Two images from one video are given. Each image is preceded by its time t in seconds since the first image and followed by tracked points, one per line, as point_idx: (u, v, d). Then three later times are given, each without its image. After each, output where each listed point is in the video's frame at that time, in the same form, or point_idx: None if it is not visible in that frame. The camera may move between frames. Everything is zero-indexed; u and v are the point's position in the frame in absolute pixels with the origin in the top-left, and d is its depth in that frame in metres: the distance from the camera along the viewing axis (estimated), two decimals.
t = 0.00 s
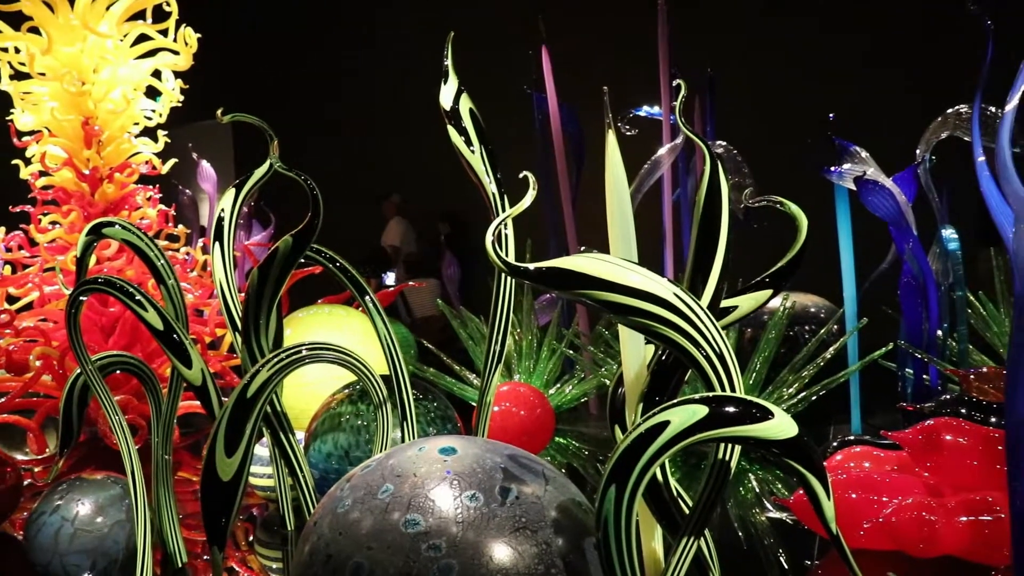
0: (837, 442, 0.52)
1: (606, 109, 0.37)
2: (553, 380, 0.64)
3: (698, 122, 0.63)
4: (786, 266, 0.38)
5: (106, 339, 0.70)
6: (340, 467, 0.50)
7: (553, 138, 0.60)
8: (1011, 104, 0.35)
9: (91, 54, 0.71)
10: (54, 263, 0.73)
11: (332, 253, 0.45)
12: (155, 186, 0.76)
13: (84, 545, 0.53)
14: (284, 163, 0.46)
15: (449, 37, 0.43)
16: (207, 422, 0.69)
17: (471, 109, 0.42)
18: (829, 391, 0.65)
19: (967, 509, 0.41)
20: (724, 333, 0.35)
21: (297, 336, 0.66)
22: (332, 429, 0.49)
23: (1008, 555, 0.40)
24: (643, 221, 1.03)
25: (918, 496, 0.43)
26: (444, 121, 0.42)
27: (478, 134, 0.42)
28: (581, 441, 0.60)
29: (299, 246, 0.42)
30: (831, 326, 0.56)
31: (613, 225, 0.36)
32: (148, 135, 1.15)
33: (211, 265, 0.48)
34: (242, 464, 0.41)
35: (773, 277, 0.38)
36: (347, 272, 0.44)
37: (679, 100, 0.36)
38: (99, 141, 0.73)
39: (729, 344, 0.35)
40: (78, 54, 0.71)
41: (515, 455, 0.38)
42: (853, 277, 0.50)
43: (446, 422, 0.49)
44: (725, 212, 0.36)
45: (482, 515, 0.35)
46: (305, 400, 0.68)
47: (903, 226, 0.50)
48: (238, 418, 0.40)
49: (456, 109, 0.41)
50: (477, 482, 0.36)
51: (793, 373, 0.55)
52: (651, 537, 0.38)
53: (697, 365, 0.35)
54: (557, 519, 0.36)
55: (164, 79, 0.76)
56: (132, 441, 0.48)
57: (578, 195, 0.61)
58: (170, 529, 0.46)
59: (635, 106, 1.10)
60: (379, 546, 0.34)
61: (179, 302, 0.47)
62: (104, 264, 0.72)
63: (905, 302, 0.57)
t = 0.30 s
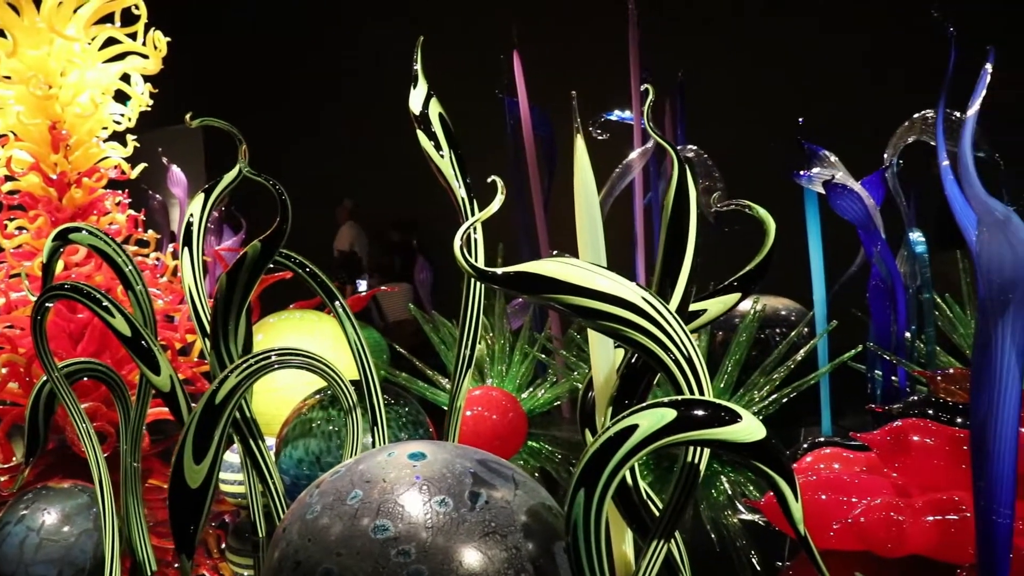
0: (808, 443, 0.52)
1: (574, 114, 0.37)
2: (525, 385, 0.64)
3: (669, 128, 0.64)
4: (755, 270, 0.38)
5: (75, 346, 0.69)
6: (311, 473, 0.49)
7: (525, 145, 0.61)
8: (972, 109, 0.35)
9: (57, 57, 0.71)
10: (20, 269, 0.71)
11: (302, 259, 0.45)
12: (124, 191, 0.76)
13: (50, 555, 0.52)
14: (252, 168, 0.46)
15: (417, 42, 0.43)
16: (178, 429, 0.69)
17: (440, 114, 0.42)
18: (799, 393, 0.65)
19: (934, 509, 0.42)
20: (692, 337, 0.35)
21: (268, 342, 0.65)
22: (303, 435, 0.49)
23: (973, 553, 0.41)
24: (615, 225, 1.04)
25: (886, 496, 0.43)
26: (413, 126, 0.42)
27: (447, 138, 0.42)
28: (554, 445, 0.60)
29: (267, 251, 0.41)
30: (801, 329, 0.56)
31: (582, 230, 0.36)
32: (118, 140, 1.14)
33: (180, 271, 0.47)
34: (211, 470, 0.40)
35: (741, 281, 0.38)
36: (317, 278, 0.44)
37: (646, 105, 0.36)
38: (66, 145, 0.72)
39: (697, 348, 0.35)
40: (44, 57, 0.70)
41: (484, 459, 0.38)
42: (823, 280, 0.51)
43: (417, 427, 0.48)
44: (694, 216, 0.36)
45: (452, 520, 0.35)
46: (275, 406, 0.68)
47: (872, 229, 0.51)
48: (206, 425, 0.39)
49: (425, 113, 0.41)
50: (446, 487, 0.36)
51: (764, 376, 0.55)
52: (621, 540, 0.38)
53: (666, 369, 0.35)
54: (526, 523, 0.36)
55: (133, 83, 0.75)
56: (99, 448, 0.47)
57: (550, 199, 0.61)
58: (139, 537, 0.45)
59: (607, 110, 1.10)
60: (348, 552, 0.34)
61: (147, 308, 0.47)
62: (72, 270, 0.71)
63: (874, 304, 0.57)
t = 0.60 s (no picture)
0: (776, 438, 0.53)
1: (541, 113, 0.38)
2: (497, 382, 0.64)
3: (638, 127, 0.64)
4: (722, 266, 0.38)
5: (41, 347, 0.68)
6: (282, 473, 0.49)
7: (495, 142, 0.60)
8: (934, 106, 0.35)
9: (19, 54, 0.70)
10: None
11: (270, 257, 0.44)
12: (90, 190, 0.76)
13: (15, 559, 0.51)
14: (219, 167, 0.46)
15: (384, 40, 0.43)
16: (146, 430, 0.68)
17: (408, 111, 0.42)
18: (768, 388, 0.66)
19: (900, 500, 0.42)
20: (660, 333, 0.35)
21: (238, 341, 0.65)
22: (273, 434, 0.49)
23: (937, 544, 0.41)
24: (587, 222, 1.04)
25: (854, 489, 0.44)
26: (381, 123, 0.42)
27: (415, 136, 0.42)
28: (525, 441, 0.60)
29: (234, 249, 0.41)
30: (771, 324, 0.57)
31: (549, 227, 0.37)
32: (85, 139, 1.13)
33: (147, 271, 0.47)
34: (179, 470, 0.40)
35: (708, 277, 0.38)
36: (285, 276, 0.44)
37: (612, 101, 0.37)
38: (30, 144, 0.71)
39: (665, 343, 0.36)
40: (6, 54, 0.69)
41: (454, 456, 0.38)
42: (791, 276, 0.51)
43: (388, 425, 0.48)
44: (660, 212, 0.37)
45: (421, 517, 0.35)
46: (245, 405, 0.67)
47: (839, 225, 0.51)
48: (173, 425, 0.39)
49: (392, 110, 0.41)
50: (415, 484, 0.36)
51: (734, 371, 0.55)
52: (591, 535, 0.38)
53: (634, 365, 0.35)
54: (496, 520, 0.36)
55: (98, 81, 0.74)
56: (66, 451, 0.46)
57: (520, 197, 0.61)
58: (108, 540, 0.45)
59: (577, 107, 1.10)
60: (317, 551, 0.34)
61: (114, 308, 0.46)
62: (37, 271, 0.70)
63: (842, 300, 0.58)
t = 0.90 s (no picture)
0: (754, 430, 0.53)
1: (518, 105, 0.38)
2: (476, 375, 0.64)
3: (617, 120, 0.64)
4: (699, 258, 0.38)
5: (16, 341, 0.68)
6: (260, 466, 0.49)
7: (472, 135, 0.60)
8: (909, 99, 0.36)
9: None
10: None
11: (247, 249, 0.44)
12: (66, 182, 0.75)
13: None
14: (195, 159, 0.45)
15: (362, 32, 0.43)
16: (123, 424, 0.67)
17: (385, 103, 0.42)
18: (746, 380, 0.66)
19: (876, 491, 0.43)
20: (636, 324, 0.35)
21: (216, 335, 0.65)
22: (251, 428, 0.48)
23: (911, 534, 0.42)
24: (568, 216, 1.04)
25: (830, 480, 0.44)
26: (359, 115, 0.42)
27: (392, 128, 0.42)
28: (506, 434, 0.60)
29: (211, 241, 0.41)
30: (749, 317, 0.57)
31: (526, 219, 0.37)
32: (61, 132, 1.11)
33: (122, 263, 0.46)
34: (155, 465, 0.40)
35: (685, 269, 0.39)
36: (262, 269, 0.44)
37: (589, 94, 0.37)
38: (5, 136, 0.70)
39: (641, 335, 0.36)
40: None
41: (431, 449, 0.38)
42: (770, 269, 0.51)
43: (366, 418, 0.48)
44: (636, 204, 0.37)
45: (398, 510, 0.35)
46: (222, 399, 0.67)
47: (817, 219, 0.51)
48: (149, 418, 0.39)
49: (370, 102, 0.41)
50: (392, 476, 0.36)
51: (713, 364, 0.56)
52: (568, 527, 0.38)
53: (611, 357, 0.35)
54: (473, 512, 0.36)
55: (74, 72, 0.73)
56: (41, 446, 0.46)
57: (500, 191, 0.61)
58: (84, 535, 0.44)
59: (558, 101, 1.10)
60: (294, 544, 0.34)
61: (89, 301, 0.46)
62: (12, 264, 0.69)
63: (819, 293, 0.58)
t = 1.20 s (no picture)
0: (737, 425, 0.53)
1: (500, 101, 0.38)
2: (459, 371, 0.64)
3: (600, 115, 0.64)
4: (682, 253, 0.38)
5: None
6: (242, 463, 0.49)
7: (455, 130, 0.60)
8: (889, 95, 0.36)
9: None
10: None
11: (228, 245, 0.44)
12: (46, 177, 0.74)
13: None
14: (176, 154, 0.45)
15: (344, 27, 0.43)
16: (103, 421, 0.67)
17: (367, 98, 0.42)
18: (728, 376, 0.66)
19: (857, 486, 0.43)
20: (618, 320, 0.35)
21: (199, 330, 0.65)
22: (233, 424, 0.48)
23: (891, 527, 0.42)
24: (551, 212, 1.04)
25: (812, 474, 0.44)
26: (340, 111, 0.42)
27: (374, 124, 0.42)
28: (489, 430, 0.60)
29: (192, 236, 0.41)
30: (732, 313, 0.57)
31: (508, 215, 0.37)
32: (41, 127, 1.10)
33: (102, 259, 0.46)
34: (135, 461, 0.39)
35: (667, 264, 0.38)
36: (243, 265, 0.44)
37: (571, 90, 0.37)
38: None
39: (623, 330, 0.36)
40: None
41: (413, 444, 0.38)
42: (752, 265, 0.51)
43: (349, 414, 0.48)
44: (618, 200, 0.36)
45: (379, 506, 0.35)
46: (204, 395, 0.67)
47: (799, 214, 0.51)
48: (129, 415, 0.38)
49: (351, 98, 0.41)
50: (373, 472, 0.35)
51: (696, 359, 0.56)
52: (550, 523, 0.38)
53: (592, 353, 0.35)
54: (455, 508, 0.36)
55: (55, 66, 0.72)
56: (19, 443, 0.45)
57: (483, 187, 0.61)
58: (64, 533, 0.44)
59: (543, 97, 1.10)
60: (274, 540, 0.34)
61: (69, 297, 0.45)
62: None
63: (801, 289, 0.59)
